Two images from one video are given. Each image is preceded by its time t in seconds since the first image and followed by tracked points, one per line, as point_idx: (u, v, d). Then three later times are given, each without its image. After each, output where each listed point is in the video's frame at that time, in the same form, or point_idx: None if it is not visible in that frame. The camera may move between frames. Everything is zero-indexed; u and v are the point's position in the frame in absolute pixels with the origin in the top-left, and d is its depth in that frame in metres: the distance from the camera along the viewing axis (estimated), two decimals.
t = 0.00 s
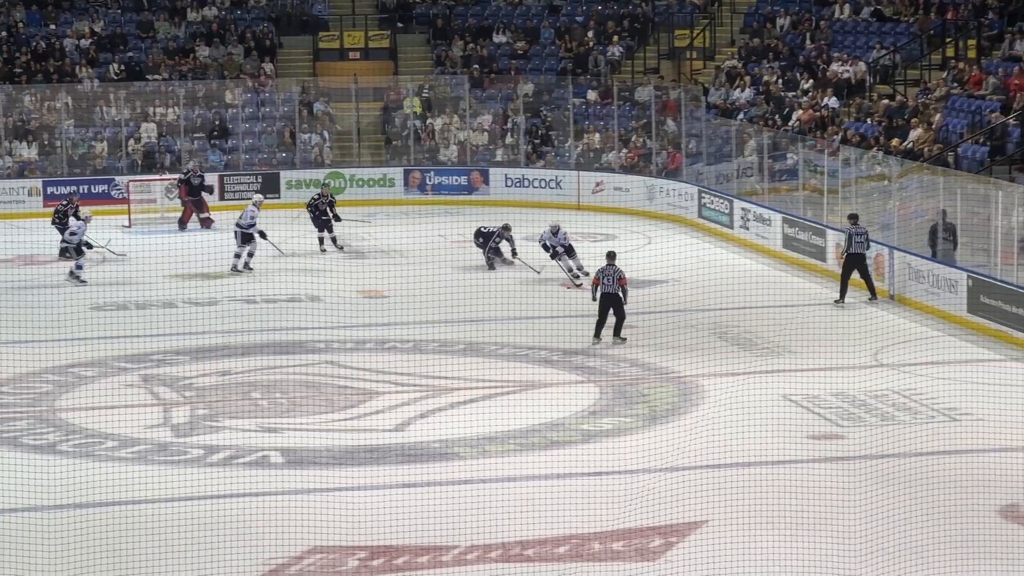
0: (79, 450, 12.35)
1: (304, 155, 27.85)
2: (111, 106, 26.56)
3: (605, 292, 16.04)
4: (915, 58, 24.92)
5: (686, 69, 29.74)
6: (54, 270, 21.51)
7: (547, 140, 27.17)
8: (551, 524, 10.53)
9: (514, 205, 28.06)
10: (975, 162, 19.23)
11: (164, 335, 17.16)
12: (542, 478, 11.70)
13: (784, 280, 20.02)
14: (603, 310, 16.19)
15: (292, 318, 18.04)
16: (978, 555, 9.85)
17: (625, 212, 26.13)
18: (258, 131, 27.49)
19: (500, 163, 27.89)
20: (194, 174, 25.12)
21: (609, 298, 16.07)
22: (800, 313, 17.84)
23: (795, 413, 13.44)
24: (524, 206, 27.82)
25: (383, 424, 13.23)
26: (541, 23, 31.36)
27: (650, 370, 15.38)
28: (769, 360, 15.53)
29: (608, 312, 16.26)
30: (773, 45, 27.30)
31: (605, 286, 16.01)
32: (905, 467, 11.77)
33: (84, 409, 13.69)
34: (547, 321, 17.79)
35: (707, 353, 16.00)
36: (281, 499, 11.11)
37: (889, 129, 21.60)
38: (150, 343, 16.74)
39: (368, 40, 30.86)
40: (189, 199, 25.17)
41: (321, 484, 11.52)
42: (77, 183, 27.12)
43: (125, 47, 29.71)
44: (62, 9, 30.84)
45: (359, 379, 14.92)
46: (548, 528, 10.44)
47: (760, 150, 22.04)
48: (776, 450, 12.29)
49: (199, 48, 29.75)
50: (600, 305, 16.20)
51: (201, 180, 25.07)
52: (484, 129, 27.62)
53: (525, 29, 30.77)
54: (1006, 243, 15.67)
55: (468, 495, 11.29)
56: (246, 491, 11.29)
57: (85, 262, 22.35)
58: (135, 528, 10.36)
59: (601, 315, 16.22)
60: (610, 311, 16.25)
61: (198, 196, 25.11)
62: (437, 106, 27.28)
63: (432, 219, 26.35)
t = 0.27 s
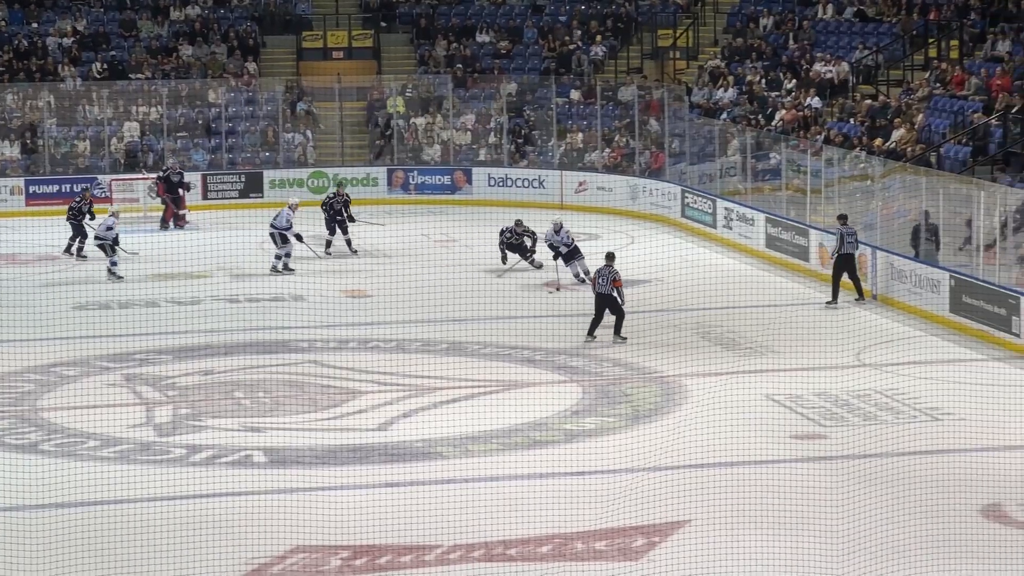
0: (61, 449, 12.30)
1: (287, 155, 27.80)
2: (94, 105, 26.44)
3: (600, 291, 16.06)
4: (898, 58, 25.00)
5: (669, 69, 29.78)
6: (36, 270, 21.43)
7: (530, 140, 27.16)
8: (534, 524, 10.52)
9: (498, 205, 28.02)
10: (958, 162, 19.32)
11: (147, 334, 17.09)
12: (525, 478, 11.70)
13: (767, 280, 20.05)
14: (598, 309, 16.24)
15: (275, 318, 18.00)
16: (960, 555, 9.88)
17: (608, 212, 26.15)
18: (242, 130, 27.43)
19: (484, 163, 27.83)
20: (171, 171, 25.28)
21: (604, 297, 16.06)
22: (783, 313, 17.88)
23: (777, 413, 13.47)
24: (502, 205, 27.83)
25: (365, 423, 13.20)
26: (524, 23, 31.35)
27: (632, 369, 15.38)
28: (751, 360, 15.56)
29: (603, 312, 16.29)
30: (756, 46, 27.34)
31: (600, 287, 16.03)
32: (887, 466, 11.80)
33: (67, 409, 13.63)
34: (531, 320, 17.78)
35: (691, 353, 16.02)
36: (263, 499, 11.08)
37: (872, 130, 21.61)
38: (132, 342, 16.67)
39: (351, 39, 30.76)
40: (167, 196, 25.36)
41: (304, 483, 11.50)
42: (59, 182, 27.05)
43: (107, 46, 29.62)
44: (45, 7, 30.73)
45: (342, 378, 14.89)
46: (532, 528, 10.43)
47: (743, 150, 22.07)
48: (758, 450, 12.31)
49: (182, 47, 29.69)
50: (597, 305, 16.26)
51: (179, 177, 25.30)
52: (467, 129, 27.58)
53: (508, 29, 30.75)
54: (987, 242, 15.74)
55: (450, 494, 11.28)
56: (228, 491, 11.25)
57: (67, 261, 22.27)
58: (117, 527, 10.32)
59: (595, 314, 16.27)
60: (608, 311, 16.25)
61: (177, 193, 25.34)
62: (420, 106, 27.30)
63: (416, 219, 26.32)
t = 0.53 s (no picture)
0: (50, 448, 12.26)
1: (278, 153, 27.78)
2: (84, 103, 26.42)
3: (614, 293, 16.07)
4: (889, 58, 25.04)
5: (660, 68, 29.79)
6: (26, 269, 21.41)
7: (521, 139, 27.15)
8: (525, 523, 10.50)
9: (489, 204, 27.97)
10: (948, 162, 19.38)
11: (137, 333, 17.04)
12: (516, 477, 11.69)
13: (757, 279, 20.04)
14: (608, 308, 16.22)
15: (265, 316, 17.97)
16: (950, 554, 9.88)
17: (599, 211, 26.14)
18: (232, 129, 27.40)
19: (475, 162, 27.82)
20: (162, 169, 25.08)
21: (619, 299, 16.11)
22: (773, 312, 17.89)
23: (768, 412, 13.48)
24: (492, 204, 27.78)
25: (355, 422, 13.18)
26: (515, 22, 31.34)
27: (623, 368, 15.38)
28: (742, 359, 15.57)
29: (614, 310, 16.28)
30: (748, 45, 27.36)
31: (617, 287, 16.03)
32: (878, 466, 11.81)
33: (57, 408, 13.59)
34: (522, 319, 17.77)
35: (681, 352, 16.02)
36: (253, 498, 11.06)
37: (864, 129, 21.58)
38: (122, 341, 16.64)
39: (342, 38, 30.68)
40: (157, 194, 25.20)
41: (294, 482, 11.48)
42: (50, 180, 26.89)
43: (98, 45, 29.58)
44: (35, 6, 30.66)
45: (332, 377, 14.88)
46: (522, 527, 10.42)
47: (734, 149, 22.06)
48: (748, 449, 12.32)
49: (173, 45, 29.66)
50: (608, 304, 16.23)
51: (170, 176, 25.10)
52: (458, 128, 27.58)
53: (499, 28, 30.74)
54: (977, 243, 15.76)
55: (441, 493, 11.26)
56: (218, 489, 11.23)
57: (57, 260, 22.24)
58: (108, 526, 10.29)
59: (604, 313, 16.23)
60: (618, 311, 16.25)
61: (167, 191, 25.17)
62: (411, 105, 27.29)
63: (406, 218, 26.30)
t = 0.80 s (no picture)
0: (50, 447, 12.25)
1: (278, 152, 27.82)
2: (84, 102, 26.42)
3: (645, 287, 16.13)
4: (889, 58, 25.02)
5: (660, 68, 29.79)
6: (25, 267, 21.39)
7: (521, 138, 27.15)
8: (525, 522, 10.49)
9: (489, 203, 27.95)
10: (948, 161, 19.35)
11: (137, 332, 17.03)
12: (515, 476, 11.69)
13: (757, 279, 20.03)
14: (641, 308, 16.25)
15: (265, 316, 17.96)
16: (950, 554, 9.88)
17: (599, 211, 26.14)
18: (232, 128, 27.40)
19: (475, 161, 27.82)
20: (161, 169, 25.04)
21: (647, 292, 16.17)
22: (773, 313, 17.89)
23: (767, 412, 13.48)
24: (491, 204, 27.76)
25: (354, 421, 13.17)
26: (515, 21, 31.33)
27: (622, 368, 15.38)
28: (743, 359, 15.57)
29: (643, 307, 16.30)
30: (747, 45, 27.35)
31: (646, 282, 16.08)
32: (878, 466, 11.81)
33: (56, 407, 13.58)
34: (522, 319, 17.77)
35: (681, 352, 16.00)
36: (252, 497, 11.05)
37: (863, 129, 21.61)
38: (121, 340, 16.64)
39: (342, 37, 30.72)
40: (154, 193, 25.19)
41: (293, 481, 11.47)
42: (49, 180, 26.91)
43: (97, 44, 29.58)
44: (35, 5, 30.64)
45: (332, 376, 14.87)
46: (522, 527, 10.41)
47: (734, 148, 22.06)
48: (748, 449, 12.32)
49: (172, 44, 29.66)
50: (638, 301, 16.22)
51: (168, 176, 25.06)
52: (458, 127, 27.56)
53: (500, 28, 30.73)
54: (977, 242, 15.76)
55: (439, 493, 11.26)
56: (218, 488, 11.23)
57: (57, 259, 22.23)
58: (106, 526, 10.29)
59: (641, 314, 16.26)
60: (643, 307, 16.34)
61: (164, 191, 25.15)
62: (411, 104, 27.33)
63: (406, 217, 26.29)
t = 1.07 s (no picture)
0: (58, 447, 12.28)
1: (286, 153, 27.84)
2: (93, 102, 26.48)
3: (682, 288, 16.12)
4: (897, 59, 24.98)
5: (667, 69, 29.78)
6: (34, 267, 21.45)
7: (529, 139, 27.16)
8: (533, 523, 10.50)
9: (497, 204, 28.04)
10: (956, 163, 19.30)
11: (145, 332, 17.07)
12: (523, 477, 11.70)
13: (764, 280, 20.05)
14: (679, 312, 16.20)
15: (273, 316, 17.99)
16: (957, 556, 9.87)
17: (607, 211, 26.13)
18: (240, 128, 27.45)
19: (483, 162, 27.85)
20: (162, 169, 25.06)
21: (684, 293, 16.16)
22: (782, 314, 17.88)
23: (774, 412, 13.48)
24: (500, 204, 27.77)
25: (362, 422, 13.20)
26: (523, 22, 31.34)
27: (630, 369, 15.38)
28: (750, 360, 15.58)
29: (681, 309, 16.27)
30: (755, 45, 27.34)
31: (681, 283, 16.08)
32: (885, 467, 11.80)
33: (65, 407, 13.61)
34: (530, 320, 17.78)
35: (689, 352, 16.01)
36: (260, 497, 11.08)
37: (871, 130, 21.60)
38: (130, 340, 16.68)
39: (350, 38, 30.77)
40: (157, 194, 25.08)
41: (301, 481, 11.49)
42: (58, 180, 27.01)
43: (106, 44, 29.65)
44: (44, 5, 30.71)
45: (340, 377, 14.90)
46: (530, 527, 10.42)
47: (742, 150, 22.07)
48: (756, 450, 12.31)
49: (181, 45, 29.72)
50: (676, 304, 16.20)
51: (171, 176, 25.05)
52: (466, 128, 27.58)
53: (507, 28, 30.74)
54: (986, 243, 15.75)
55: (447, 493, 11.27)
56: (227, 489, 11.25)
57: (65, 259, 22.28)
58: (115, 526, 10.31)
59: (680, 318, 16.22)
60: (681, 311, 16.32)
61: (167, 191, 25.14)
62: (419, 104, 27.43)
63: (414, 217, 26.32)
